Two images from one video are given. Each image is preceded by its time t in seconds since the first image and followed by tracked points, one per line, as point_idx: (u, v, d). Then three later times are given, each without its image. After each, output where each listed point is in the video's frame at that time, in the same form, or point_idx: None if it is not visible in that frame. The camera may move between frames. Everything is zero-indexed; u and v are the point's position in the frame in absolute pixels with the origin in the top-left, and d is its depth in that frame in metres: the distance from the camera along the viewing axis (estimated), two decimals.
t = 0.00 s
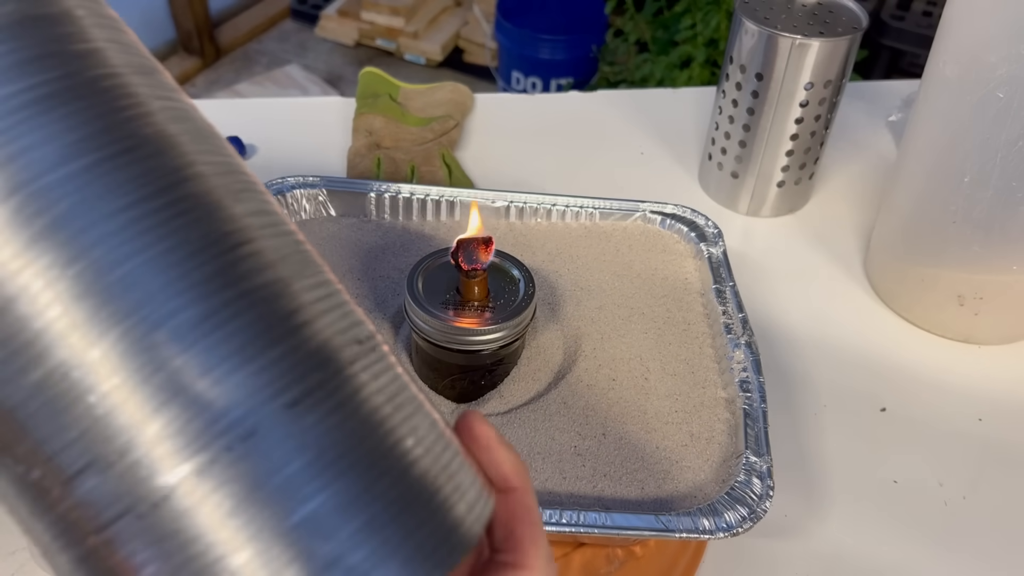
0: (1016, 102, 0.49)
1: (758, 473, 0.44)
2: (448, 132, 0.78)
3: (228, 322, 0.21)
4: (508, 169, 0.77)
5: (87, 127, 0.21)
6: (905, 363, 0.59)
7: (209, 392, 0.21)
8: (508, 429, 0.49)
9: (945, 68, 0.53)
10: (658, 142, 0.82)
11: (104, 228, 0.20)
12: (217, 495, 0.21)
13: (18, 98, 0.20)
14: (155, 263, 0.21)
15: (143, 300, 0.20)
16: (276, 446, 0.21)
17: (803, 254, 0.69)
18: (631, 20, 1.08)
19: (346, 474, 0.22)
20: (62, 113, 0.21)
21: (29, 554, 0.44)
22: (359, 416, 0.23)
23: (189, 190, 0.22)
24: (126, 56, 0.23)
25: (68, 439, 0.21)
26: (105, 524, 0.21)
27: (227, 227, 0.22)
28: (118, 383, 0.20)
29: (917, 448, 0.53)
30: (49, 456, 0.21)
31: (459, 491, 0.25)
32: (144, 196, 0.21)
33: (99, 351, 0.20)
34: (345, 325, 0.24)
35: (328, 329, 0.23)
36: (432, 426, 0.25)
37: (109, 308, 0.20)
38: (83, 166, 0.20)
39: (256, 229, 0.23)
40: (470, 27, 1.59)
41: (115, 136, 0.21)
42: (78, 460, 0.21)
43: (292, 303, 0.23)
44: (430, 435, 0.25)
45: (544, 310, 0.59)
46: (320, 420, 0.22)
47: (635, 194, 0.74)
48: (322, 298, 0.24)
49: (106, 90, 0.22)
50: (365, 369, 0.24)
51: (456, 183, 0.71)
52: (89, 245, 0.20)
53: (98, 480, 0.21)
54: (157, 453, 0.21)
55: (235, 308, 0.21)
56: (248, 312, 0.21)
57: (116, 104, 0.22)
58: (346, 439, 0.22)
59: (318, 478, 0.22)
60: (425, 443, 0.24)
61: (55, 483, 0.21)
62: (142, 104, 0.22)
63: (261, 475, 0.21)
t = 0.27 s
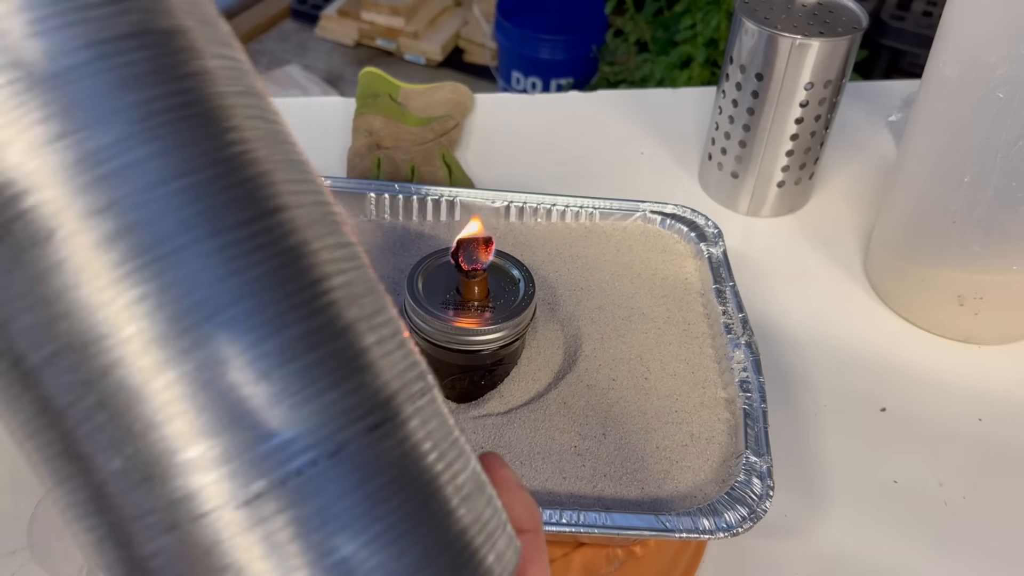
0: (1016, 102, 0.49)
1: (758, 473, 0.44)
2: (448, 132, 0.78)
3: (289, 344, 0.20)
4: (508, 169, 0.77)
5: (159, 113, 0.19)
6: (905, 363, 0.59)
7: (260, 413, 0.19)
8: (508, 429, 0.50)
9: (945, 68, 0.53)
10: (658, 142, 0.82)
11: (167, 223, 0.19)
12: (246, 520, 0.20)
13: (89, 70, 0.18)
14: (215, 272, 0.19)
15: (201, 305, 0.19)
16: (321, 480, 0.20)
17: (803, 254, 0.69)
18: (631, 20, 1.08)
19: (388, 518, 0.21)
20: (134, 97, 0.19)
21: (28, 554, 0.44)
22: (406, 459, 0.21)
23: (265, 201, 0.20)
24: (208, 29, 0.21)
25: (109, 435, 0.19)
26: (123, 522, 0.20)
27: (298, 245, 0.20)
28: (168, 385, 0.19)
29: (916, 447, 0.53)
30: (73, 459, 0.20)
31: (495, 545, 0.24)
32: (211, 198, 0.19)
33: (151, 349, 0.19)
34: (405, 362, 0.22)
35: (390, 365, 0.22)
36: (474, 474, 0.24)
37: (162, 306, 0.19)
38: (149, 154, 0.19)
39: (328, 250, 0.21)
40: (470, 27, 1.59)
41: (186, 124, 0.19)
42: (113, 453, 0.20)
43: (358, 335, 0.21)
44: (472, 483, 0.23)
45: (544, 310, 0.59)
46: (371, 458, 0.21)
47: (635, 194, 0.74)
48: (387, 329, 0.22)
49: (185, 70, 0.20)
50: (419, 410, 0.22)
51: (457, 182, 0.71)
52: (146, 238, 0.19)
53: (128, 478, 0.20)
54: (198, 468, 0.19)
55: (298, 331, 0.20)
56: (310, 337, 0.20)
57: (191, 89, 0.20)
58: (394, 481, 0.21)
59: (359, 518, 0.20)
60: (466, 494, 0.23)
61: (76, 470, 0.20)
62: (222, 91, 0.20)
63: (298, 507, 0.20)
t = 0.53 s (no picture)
0: (1016, 102, 0.49)
1: (758, 473, 0.44)
2: (448, 132, 0.78)
3: (321, 358, 0.20)
4: (508, 169, 0.77)
5: (205, 118, 0.19)
6: (905, 363, 0.59)
7: (291, 425, 0.19)
8: (508, 429, 0.49)
9: (945, 68, 0.53)
10: (658, 142, 0.82)
11: (206, 228, 0.19)
12: (263, 513, 0.19)
13: (138, 74, 0.19)
14: (250, 282, 0.19)
15: (236, 312, 0.19)
16: (343, 494, 0.20)
17: (803, 254, 0.69)
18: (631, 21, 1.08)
19: (408, 537, 0.21)
20: (181, 103, 0.19)
21: (28, 554, 0.44)
22: (424, 467, 0.21)
23: (306, 214, 0.20)
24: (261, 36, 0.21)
25: (140, 433, 0.19)
26: (143, 521, 0.20)
27: (334, 260, 0.20)
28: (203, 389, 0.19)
29: (916, 448, 0.53)
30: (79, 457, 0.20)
31: (506, 566, 0.23)
32: (250, 208, 0.19)
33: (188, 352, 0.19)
34: (432, 380, 0.22)
35: (417, 383, 0.22)
36: (489, 494, 0.23)
37: (199, 311, 0.19)
38: (193, 160, 0.19)
39: (363, 267, 0.21)
40: (470, 28, 1.59)
41: (230, 133, 0.19)
42: (143, 452, 0.20)
43: (388, 352, 0.21)
44: (487, 504, 0.23)
45: (544, 310, 0.59)
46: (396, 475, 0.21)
47: (635, 194, 0.74)
48: (416, 346, 0.22)
49: (236, 80, 0.20)
50: (441, 428, 0.22)
51: (457, 182, 0.71)
52: (184, 242, 0.19)
53: (155, 478, 0.20)
54: (223, 473, 0.19)
55: (332, 345, 0.20)
56: (342, 352, 0.20)
57: (239, 97, 0.20)
58: (415, 499, 0.21)
59: (378, 536, 0.20)
60: (481, 515, 0.23)
61: (104, 466, 0.20)
62: (270, 100, 0.20)
63: (318, 521, 0.20)
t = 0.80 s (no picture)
0: (1016, 102, 0.49)
1: (759, 473, 0.44)
2: (448, 132, 0.78)
3: (346, 381, 0.19)
4: (508, 169, 0.77)
5: (235, 140, 0.19)
6: (905, 363, 0.59)
7: (312, 444, 0.19)
8: (508, 429, 0.49)
9: (945, 68, 0.53)
10: (658, 141, 0.82)
11: (232, 249, 0.19)
12: (278, 534, 0.19)
13: (173, 95, 0.19)
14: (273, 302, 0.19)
15: (260, 334, 0.19)
16: (361, 520, 0.19)
17: (803, 254, 0.69)
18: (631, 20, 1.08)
19: (428, 565, 0.20)
20: (213, 124, 0.19)
21: (28, 554, 0.44)
22: (443, 492, 0.21)
23: (332, 237, 0.20)
24: (294, 57, 0.21)
25: (163, 450, 0.19)
26: (159, 540, 0.20)
27: (359, 284, 0.20)
28: (224, 411, 0.19)
29: (916, 448, 0.53)
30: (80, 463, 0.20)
31: None
32: (277, 230, 0.19)
33: (211, 374, 0.19)
34: (452, 404, 0.22)
35: (437, 407, 0.21)
36: (503, 518, 0.23)
37: (223, 332, 0.19)
38: (223, 180, 0.19)
39: (387, 291, 0.21)
40: (470, 27, 1.59)
41: (258, 154, 0.19)
42: (164, 471, 0.19)
43: (410, 378, 0.21)
44: (501, 529, 0.22)
45: (543, 310, 0.59)
46: (416, 502, 0.20)
47: (635, 194, 0.74)
48: (436, 368, 0.22)
49: (268, 99, 0.20)
50: (458, 453, 0.22)
51: (457, 182, 0.71)
52: (210, 262, 0.18)
53: (175, 499, 0.19)
54: (240, 495, 0.19)
55: (357, 368, 0.20)
56: (366, 376, 0.20)
57: (269, 117, 0.20)
58: (433, 527, 0.20)
59: (398, 558, 0.20)
60: (495, 540, 0.22)
61: (121, 481, 0.20)
62: (301, 122, 0.20)
63: (335, 548, 0.19)
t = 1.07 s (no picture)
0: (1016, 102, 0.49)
1: (759, 473, 0.44)
2: (448, 132, 0.78)
3: (354, 404, 0.20)
4: (508, 170, 0.77)
5: (245, 167, 0.19)
6: (905, 363, 0.59)
7: (319, 468, 0.19)
8: (508, 429, 0.49)
9: (945, 68, 0.53)
10: (659, 142, 0.82)
11: (240, 274, 0.19)
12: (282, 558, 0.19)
13: (186, 122, 0.19)
14: (282, 327, 0.19)
15: (268, 358, 0.19)
16: (367, 542, 0.19)
17: (803, 253, 0.69)
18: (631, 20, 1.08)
19: None
20: (225, 151, 0.19)
21: (29, 554, 0.44)
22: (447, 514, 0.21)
23: (340, 261, 0.20)
24: (305, 83, 0.22)
25: (175, 470, 0.19)
26: (162, 553, 0.20)
27: (367, 308, 0.20)
28: (230, 435, 0.19)
29: (916, 448, 0.53)
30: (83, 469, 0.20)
31: None
32: (287, 255, 0.19)
33: (219, 398, 0.19)
34: (456, 427, 0.22)
35: (441, 429, 0.22)
36: (506, 542, 0.23)
37: (231, 356, 0.19)
38: (233, 206, 0.19)
39: (394, 314, 0.21)
40: (470, 27, 1.59)
41: (268, 180, 0.20)
42: (174, 490, 0.19)
43: (416, 401, 0.21)
44: (504, 551, 0.23)
45: (543, 310, 0.59)
46: (420, 524, 0.20)
47: (635, 194, 0.74)
48: (441, 392, 0.22)
49: (279, 125, 0.20)
50: (461, 476, 0.22)
51: (456, 182, 0.71)
52: (220, 286, 0.19)
53: (185, 519, 0.19)
54: (246, 516, 0.19)
55: (365, 391, 0.20)
56: (373, 399, 0.20)
57: (280, 143, 0.20)
58: (436, 550, 0.20)
59: None
60: (498, 564, 0.22)
61: (128, 501, 0.20)
62: (311, 147, 0.21)
63: (341, 569, 0.19)
